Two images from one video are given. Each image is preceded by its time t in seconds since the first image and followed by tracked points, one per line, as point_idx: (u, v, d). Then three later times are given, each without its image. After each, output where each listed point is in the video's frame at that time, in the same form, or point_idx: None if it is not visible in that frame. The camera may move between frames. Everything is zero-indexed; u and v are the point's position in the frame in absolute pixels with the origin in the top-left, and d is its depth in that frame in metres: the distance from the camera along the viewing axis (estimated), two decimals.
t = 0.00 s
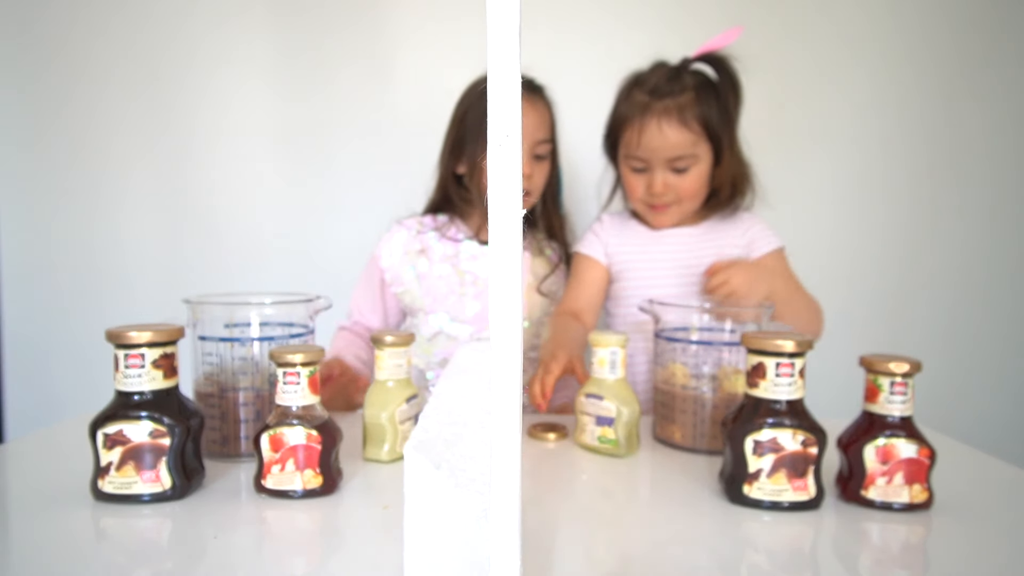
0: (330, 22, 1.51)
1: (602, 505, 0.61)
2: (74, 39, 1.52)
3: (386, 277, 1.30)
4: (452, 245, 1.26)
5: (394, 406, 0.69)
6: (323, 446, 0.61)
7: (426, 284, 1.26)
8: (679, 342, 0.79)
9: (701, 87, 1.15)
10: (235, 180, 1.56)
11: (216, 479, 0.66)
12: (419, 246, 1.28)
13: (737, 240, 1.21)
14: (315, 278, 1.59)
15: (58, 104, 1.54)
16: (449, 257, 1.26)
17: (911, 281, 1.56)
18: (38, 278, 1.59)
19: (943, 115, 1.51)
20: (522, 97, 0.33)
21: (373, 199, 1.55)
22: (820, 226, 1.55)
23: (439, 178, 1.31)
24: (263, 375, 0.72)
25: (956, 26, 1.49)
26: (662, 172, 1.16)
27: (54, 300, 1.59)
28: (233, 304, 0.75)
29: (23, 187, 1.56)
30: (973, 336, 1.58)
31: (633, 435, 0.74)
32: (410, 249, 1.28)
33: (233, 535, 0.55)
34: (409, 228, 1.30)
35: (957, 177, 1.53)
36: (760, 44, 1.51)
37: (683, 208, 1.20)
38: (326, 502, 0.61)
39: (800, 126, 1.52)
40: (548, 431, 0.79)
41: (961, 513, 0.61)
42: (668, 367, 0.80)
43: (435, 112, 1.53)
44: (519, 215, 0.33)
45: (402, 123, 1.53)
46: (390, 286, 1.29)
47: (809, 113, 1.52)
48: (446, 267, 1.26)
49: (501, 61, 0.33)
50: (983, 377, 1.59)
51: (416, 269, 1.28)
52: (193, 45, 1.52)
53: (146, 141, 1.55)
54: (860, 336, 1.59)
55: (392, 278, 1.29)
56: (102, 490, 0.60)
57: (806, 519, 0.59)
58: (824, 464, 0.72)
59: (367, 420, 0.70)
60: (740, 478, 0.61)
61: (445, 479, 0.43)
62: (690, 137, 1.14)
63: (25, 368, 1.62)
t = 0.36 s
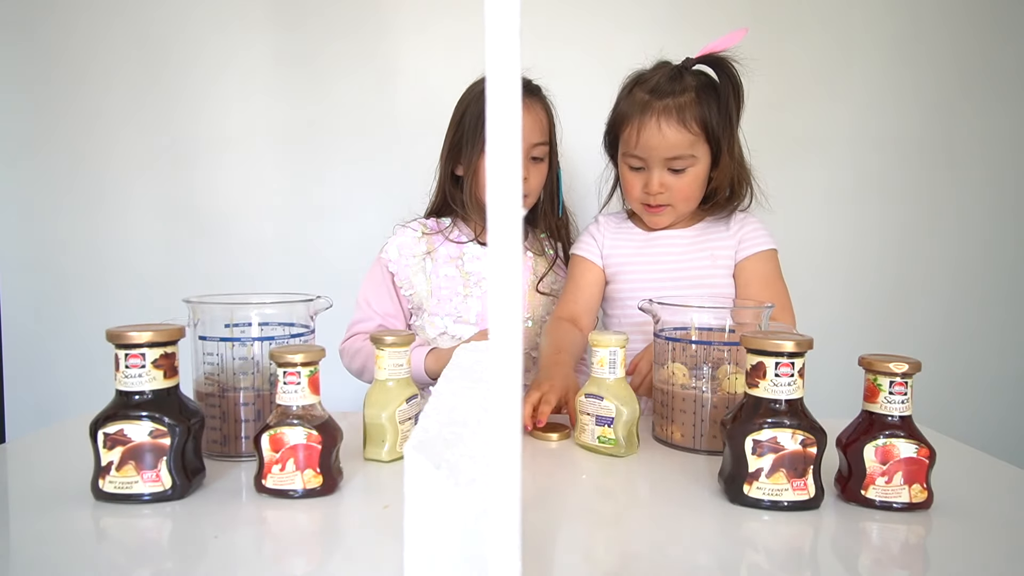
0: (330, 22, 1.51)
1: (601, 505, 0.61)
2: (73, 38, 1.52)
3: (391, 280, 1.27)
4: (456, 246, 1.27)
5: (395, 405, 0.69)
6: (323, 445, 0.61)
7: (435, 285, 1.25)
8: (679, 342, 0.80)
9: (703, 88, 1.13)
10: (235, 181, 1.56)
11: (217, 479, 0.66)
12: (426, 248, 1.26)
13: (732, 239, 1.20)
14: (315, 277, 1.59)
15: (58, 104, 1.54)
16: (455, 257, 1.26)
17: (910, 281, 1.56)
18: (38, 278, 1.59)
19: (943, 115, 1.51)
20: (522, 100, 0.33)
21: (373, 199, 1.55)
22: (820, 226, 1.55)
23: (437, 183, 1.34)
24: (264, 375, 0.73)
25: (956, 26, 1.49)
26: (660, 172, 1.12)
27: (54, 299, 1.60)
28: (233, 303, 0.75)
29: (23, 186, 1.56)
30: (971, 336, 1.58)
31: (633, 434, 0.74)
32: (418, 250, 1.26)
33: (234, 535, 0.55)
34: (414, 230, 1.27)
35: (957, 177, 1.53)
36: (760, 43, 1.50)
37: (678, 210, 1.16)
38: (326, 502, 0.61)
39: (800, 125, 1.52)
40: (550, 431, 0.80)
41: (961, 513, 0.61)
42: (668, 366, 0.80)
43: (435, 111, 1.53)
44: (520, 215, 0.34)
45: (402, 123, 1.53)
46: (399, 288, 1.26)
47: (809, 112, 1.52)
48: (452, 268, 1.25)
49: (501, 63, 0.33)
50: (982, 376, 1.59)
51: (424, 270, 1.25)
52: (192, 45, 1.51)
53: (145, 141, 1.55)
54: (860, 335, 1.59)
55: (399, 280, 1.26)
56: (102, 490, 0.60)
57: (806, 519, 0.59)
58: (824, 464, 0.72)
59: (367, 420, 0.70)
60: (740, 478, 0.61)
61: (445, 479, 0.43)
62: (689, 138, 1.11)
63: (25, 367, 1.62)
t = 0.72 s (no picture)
0: (330, 21, 1.51)
1: (601, 505, 0.61)
2: (73, 37, 1.52)
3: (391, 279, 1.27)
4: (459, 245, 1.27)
5: (395, 405, 0.69)
6: (323, 445, 0.61)
7: (437, 284, 1.25)
8: (679, 342, 0.79)
9: (697, 86, 1.12)
10: (234, 181, 1.56)
11: (217, 479, 0.67)
12: (429, 246, 1.26)
13: (724, 240, 1.20)
14: (315, 277, 1.59)
15: (57, 104, 1.54)
16: (457, 256, 1.26)
17: (911, 281, 1.56)
18: (38, 278, 1.59)
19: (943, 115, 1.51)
20: (522, 99, 0.33)
21: (373, 199, 1.55)
22: (820, 226, 1.55)
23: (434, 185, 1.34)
24: (264, 376, 0.73)
25: (956, 26, 1.49)
26: (653, 171, 1.11)
27: (54, 299, 1.60)
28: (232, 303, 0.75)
29: (22, 186, 1.56)
30: (971, 335, 1.58)
31: (633, 434, 0.74)
32: (421, 249, 1.26)
33: (234, 535, 0.55)
34: (416, 230, 1.27)
35: (957, 177, 1.53)
36: (760, 43, 1.50)
37: (670, 209, 1.16)
38: (326, 502, 0.61)
39: (800, 125, 1.52)
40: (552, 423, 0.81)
41: (961, 513, 0.61)
42: (669, 366, 0.80)
43: (434, 111, 1.53)
44: (520, 215, 0.34)
45: (401, 123, 1.53)
46: (401, 287, 1.26)
47: (809, 112, 1.52)
48: (454, 266, 1.25)
49: (502, 63, 0.33)
50: (982, 376, 1.59)
51: (426, 269, 1.25)
52: (192, 44, 1.51)
53: (145, 141, 1.55)
54: (860, 335, 1.59)
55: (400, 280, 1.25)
56: (102, 490, 0.60)
57: (806, 519, 0.59)
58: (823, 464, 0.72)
59: (367, 420, 0.70)
60: (740, 478, 0.61)
61: (445, 479, 0.42)
62: (683, 136, 1.10)
63: (25, 367, 1.62)
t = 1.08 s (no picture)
0: (330, 21, 1.51)
1: (601, 505, 0.61)
2: (73, 37, 1.52)
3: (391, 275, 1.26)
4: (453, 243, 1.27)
5: (395, 405, 0.69)
6: (323, 445, 0.61)
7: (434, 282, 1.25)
8: (679, 342, 0.80)
9: (709, 89, 1.13)
10: (234, 181, 1.56)
11: (217, 479, 0.67)
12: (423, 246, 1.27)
13: (719, 249, 1.20)
14: (315, 276, 1.59)
15: (56, 104, 1.54)
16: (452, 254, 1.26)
17: (910, 281, 1.56)
18: (38, 277, 1.59)
19: (943, 114, 1.51)
20: (522, 98, 0.33)
21: (373, 199, 1.55)
22: (819, 226, 1.55)
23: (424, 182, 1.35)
24: (264, 375, 0.73)
25: (956, 25, 1.49)
26: (656, 170, 1.11)
27: (54, 298, 1.60)
28: (232, 303, 0.75)
29: (22, 186, 1.56)
30: (971, 335, 1.58)
31: (633, 434, 0.74)
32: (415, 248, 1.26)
33: (234, 535, 0.55)
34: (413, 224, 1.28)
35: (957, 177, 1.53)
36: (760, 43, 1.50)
37: (670, 211, 1.15)
38: (326, 502, 0.61)
39: (800, 125, 1.52)
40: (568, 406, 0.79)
41: (961, 513, 0.61)
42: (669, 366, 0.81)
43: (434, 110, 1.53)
44: (519, 214, 0.34)
45: (401, 123, 1.53)
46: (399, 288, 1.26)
47: (809, 112, 1.52)
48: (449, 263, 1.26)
49: (501, 62, 0.33)
50: (982, 376, 1.59)
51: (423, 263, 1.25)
52: (192, 43, 1.51)
53: (144, 141, 1.55)
54: (860, 335, 1.59)
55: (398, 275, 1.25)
56: (102, 490, 0.60)
57: (806, 519, 0.59)
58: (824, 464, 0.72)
59: (368, 420, 0.70)
60: (740, 478, 0.61)
61: (445, 479, 0.42)
62: (690, 138, 1.10)
63: (26, 366, 1.62)
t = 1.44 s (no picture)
0: (331, 21, 1.51)
1: (600, 505, 0.61)
2: (73, 36, 1.52)
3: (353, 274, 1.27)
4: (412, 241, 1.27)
5: (394, 405, 0.69)
6: (323, 446, 0.61)
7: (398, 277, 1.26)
8: (679, 342, 0.80)
9: (722, 95, 1.11)
10: (235, 181, 1.56)
11: (217, 479, 0.67)
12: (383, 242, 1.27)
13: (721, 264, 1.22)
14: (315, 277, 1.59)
15: (55, 104, 1.54)
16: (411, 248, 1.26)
17: (910, 281, 1.56)
18: (38, 277, 1.59)
19: (943, 114, 1.51)
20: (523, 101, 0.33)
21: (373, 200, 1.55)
22: (819, 226, 1.55)
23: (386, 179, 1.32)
24: (264, 376, 0.73)
25: (957, 25, 1.49)
26: (667, 179, 1.11)
27: (53, 298, 1.60)
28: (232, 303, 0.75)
29: (21, 185, 1.56)
30: (971, 335, 1.58)
31: (633, 434, 0.74)
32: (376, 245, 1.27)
33: (234, 535, 0.55)
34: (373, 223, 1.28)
35: (957, 177, 1.53)
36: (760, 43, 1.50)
37: (681, 217, 1.16)
38: (326, 502, 0.61)
39: (801, 124, 1.52)
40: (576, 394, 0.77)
41: (960, 513, 0.61)
42: (668, 366, 0.81)
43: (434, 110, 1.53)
44: (520, 215, 0.34)
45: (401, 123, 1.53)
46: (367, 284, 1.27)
47: (809, 111, 1.52)
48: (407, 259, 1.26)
49: (501, 63, 0.33)
50: (982, 376, 1.59)
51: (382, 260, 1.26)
52: (192, 43, 1.51)
53: (144, 141, 1.55)
54: (860, 335, 1.59)
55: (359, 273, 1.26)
56: (102, 490, 0.60)
57: (806, 519, 0.59)
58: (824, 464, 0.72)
59: (367, 420, 0.70)
60: (740, 478, 0.61)
61: (445, 479, 0.42)
62: (701, 147, 1.09)
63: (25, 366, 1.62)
